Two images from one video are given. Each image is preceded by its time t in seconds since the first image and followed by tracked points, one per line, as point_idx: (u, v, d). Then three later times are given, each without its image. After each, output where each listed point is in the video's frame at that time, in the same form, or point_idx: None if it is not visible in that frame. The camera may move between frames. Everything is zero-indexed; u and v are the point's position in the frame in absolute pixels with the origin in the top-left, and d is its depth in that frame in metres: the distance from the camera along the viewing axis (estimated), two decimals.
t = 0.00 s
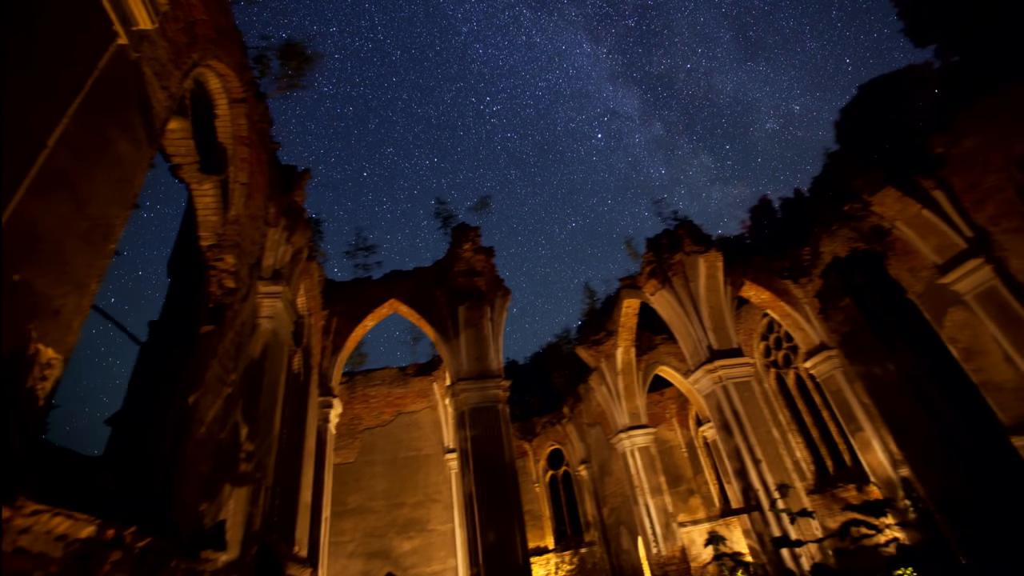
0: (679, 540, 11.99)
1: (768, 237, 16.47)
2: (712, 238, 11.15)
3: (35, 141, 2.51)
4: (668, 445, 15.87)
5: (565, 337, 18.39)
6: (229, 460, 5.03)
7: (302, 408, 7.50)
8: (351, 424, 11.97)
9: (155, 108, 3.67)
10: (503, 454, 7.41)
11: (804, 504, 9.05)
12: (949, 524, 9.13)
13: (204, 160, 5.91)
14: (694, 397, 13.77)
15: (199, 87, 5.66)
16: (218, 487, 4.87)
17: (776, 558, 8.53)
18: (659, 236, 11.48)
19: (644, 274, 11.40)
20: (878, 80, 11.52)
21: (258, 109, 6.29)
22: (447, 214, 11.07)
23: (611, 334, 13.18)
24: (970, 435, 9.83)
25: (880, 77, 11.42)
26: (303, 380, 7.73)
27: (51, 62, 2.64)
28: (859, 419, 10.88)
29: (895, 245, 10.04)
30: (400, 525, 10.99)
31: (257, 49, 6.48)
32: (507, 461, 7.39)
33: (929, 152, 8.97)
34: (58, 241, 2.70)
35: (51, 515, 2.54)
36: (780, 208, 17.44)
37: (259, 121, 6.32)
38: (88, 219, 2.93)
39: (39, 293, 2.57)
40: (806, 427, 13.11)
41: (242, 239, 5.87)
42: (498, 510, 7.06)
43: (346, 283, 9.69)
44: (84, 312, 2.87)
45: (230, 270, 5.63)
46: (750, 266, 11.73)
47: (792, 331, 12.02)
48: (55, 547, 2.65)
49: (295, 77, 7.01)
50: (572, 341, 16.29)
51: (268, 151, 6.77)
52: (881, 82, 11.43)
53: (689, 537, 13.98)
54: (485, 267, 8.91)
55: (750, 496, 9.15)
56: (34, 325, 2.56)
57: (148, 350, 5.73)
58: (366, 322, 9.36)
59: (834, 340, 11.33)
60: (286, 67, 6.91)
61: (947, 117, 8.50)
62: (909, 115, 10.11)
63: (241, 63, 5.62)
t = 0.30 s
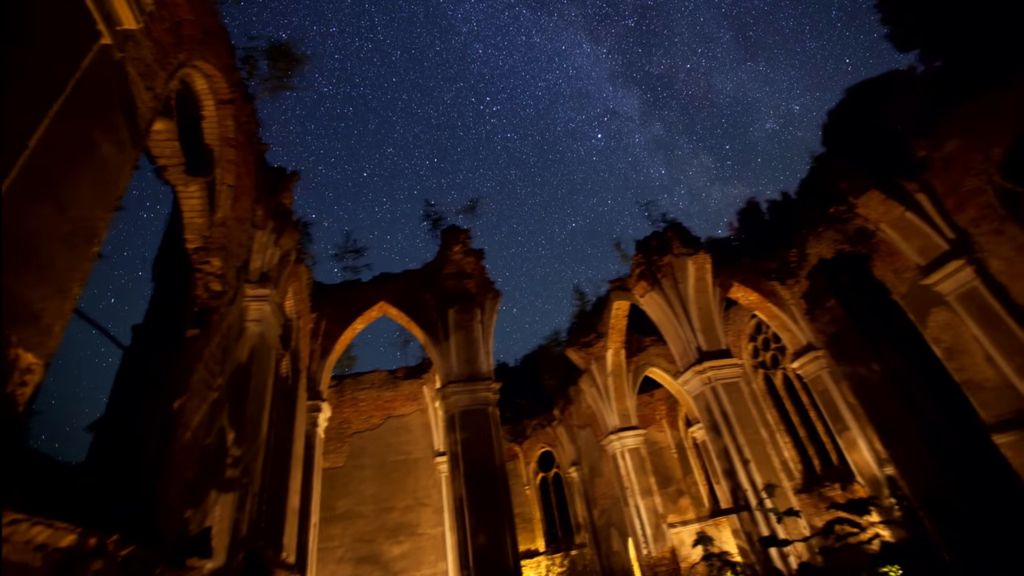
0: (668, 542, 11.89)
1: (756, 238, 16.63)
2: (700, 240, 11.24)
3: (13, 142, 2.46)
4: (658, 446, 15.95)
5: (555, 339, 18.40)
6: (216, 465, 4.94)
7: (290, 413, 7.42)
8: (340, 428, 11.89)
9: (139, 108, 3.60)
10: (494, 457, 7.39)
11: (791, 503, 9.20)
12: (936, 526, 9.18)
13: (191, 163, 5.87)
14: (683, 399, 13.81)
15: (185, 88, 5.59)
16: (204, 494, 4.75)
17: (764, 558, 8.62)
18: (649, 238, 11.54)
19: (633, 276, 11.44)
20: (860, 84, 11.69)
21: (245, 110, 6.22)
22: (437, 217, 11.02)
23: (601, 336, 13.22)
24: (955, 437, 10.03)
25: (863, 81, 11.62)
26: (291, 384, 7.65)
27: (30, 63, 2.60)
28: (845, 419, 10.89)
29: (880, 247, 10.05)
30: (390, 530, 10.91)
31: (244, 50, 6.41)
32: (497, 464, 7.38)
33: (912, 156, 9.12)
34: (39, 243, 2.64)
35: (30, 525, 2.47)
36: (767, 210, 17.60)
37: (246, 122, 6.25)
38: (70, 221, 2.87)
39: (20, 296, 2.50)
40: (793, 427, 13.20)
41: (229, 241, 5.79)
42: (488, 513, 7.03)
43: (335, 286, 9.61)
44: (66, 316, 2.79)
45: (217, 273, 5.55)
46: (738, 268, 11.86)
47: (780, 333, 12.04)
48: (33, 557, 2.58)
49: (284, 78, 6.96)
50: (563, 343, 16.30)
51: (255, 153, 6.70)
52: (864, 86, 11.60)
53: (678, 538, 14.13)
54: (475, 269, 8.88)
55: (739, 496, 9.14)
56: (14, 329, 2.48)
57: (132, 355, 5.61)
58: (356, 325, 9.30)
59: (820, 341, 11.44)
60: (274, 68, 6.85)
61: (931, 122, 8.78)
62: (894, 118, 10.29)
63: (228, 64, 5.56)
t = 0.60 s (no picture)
0: (658, 543, 11.96)
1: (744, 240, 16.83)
2: (689, 242, 11.33)
3: None
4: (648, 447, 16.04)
5: (546, 340, 18.42)
6: (201, 471, 4.92)
7: (278, 417, 7.35)
8: (329, 432, 11.79)
9: (123, 110, 3.55)
10: (484, 459, 7.37)
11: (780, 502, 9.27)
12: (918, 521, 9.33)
13: (177, 164, 5.71)
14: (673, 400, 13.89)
15: (171, 89, 5.52)
16: (189, 501, 4.73)
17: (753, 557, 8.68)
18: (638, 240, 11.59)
19: (623, 278, 11.49)
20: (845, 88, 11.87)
21: (232, 111, 6.15)
22: (427, 219, 10.98)
23: (591, 337, 13.26)
24: (938, 430, 10.08)
25: (848, 85, 11.80)
26: (279, 388, 7.58)
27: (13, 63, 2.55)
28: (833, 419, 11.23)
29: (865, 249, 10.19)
30: (379, 534, 10.83)
31: (232, 50, 6.35)
32: (488, 466, 7.37)
33: (896, 160, 9.28)
34: (20, 246, 2.57)
35: (10, 533, 2.42)
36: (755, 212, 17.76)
37: (233, 124, 6.18)
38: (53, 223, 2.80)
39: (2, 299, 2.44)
40: (781, 427, 13.34)
41: (215, 244, 5.73)
42: (479, 516, 7.01)
43: (323, 289, 9.54)
44: (47, 320, 2.73)
45: (203, 276, 5.49)
46: (726, 270, 12.00)
47: (768, 334, 12.36)
48: (12, 567, 2.52)
49: (272, 79, 6.90)
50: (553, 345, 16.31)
51: (242, 155, 6.63)
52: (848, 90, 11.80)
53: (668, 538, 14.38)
54: (465, 271, 8.86)
55: (729, 497, 9.12)
56: None
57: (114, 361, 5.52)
58: (345, 329, 9.25)
59: (807, 342, 11.78)
60: (262, 69, 6.79)
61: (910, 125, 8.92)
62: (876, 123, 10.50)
63: (214, 65, 5.50)
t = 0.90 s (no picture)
0: (649, 544, 12.01)
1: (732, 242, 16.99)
2: (678, 244, 11.42)
3: None
4: (639, 448, 16.11)
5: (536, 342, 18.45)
6: (186, 477, 4.86)
7: (265, 421, 7.27)
8: (317, 436, 11.68)
9: (107, 111, 3.50)
10: (474, 462, 7.35)
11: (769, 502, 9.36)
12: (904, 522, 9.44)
13: (163, 165, 5.63)
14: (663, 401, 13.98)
15: (156, 89, 5.45)
16: (174, 507, 4.67)
17: (742, 557, 8.74)
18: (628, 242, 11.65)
19: (613, 280, 11.54)
20: (832, 94, 12.05)
21: (219, 113, 6.09)
22: (417, 221, 10.95)
23: (581, 339, 13.30)
24: (921, 430, 10.22)
25: (834, 89, 11.99)
26: (267, 392, 7.50)
27: None
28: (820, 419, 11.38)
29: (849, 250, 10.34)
30: (368, 539, 10.75)
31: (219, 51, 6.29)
32: (478, 469, 7.35)
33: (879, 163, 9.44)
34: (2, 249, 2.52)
35: None
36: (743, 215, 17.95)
37: (220, 125, 6.12)
38: (34, 225, 2.74)
39: None
40: (769, 428, 13.47)
41: (201, 247, 5.67)
42: (469, 520, 6.98)
43: (312, 292, 9.47)
44: (26, 325, 2.67)
45: (189, 279, 5.42)
46: (714, 272, 12.14)
47: (756, 335, 12.42)
48: None
49: (260, 81, 6.84)
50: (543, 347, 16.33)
51: (229, 156, 6.57)
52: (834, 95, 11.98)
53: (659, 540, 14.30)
54: (455, 274, 8.84)
55: (718, 497, 9.21)
56: None
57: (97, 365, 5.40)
58: (333, 332, 9.19)
59: (794, 343, 11.90)
60: (249, 70, 6.73)
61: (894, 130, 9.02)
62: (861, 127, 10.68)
63: (201, 65, 5.44)
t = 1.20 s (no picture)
0: (637, 545, 11.95)
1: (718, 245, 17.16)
2: (666, 247, 11.50)
3: None
4: (627, 450, 16.17)
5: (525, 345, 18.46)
6: (169, 484, 4.77)
7: (250, 427, 7.17)
8: (303, 441, 11.54)
9: (89, 112, 3.44)
10: (463, 465, 7.33)
11: (756, 501, 9.44)
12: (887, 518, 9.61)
13: (145, 167, 5.53)
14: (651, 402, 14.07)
15: (139, 90, 5.37)
16: (157, 514, 4.57)
17: (730, 557, 8.78)
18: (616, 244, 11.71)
19: (601, 282, 11.59)
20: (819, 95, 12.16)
21: (203, 114, 6.02)
22: (404, 224, 10.89)
23: (570, 342, 13.34)
24: (903, 428, 10.42)
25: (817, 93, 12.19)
26: (252, 397, 7.40)
27: None
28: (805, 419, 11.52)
29: (832, 252, 10.52)
30: (356, 545, 10.64)
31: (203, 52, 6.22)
32: (467, 472, 7.32)
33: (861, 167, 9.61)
34: None
35: None
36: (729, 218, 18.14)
37: (205, 127, 6.05)
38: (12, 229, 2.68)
39: None
40: (756, 428, 13.61)
41: (185, 250, 5.57)
42: (458, 524, 6.94)
43: (298, 296, 9.37)
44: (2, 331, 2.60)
45: (172, 282, 5.31)
46: (701, 274, 12.26)
47: (743, 336, 12.51)
48: None
49: (244, 82, 6.77)
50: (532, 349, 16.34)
51: (214, 158, 6.49)
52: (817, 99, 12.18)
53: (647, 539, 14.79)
54: (443, 277, 8.81)
55: (705, 497, 9.28)
56: None
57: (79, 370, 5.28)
58: (320, 336, 9.10)
59: (780, 344, 11.95)
60: (234, 71, 6.65)
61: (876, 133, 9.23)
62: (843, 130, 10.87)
63: (185, 66, 5.37)
